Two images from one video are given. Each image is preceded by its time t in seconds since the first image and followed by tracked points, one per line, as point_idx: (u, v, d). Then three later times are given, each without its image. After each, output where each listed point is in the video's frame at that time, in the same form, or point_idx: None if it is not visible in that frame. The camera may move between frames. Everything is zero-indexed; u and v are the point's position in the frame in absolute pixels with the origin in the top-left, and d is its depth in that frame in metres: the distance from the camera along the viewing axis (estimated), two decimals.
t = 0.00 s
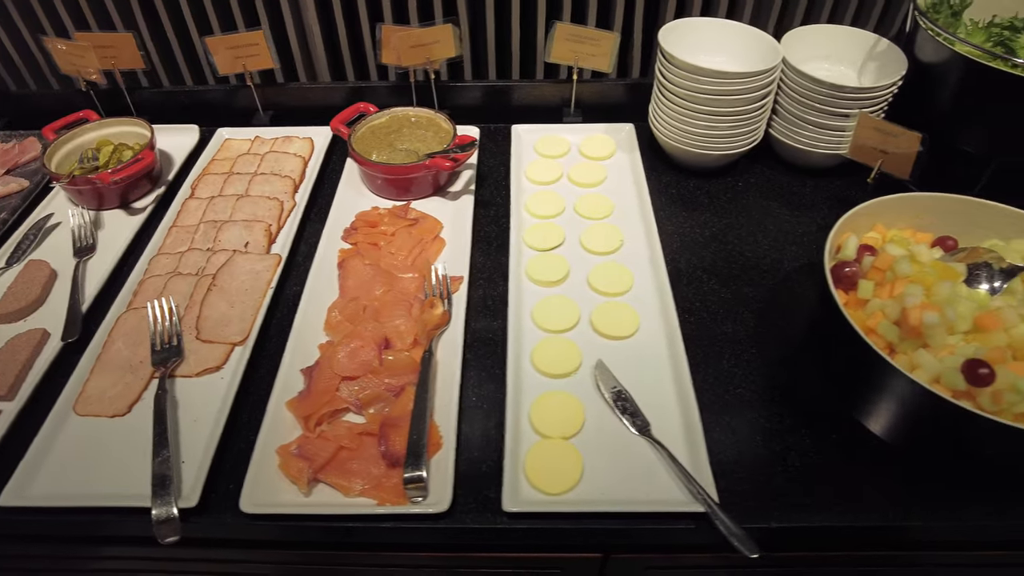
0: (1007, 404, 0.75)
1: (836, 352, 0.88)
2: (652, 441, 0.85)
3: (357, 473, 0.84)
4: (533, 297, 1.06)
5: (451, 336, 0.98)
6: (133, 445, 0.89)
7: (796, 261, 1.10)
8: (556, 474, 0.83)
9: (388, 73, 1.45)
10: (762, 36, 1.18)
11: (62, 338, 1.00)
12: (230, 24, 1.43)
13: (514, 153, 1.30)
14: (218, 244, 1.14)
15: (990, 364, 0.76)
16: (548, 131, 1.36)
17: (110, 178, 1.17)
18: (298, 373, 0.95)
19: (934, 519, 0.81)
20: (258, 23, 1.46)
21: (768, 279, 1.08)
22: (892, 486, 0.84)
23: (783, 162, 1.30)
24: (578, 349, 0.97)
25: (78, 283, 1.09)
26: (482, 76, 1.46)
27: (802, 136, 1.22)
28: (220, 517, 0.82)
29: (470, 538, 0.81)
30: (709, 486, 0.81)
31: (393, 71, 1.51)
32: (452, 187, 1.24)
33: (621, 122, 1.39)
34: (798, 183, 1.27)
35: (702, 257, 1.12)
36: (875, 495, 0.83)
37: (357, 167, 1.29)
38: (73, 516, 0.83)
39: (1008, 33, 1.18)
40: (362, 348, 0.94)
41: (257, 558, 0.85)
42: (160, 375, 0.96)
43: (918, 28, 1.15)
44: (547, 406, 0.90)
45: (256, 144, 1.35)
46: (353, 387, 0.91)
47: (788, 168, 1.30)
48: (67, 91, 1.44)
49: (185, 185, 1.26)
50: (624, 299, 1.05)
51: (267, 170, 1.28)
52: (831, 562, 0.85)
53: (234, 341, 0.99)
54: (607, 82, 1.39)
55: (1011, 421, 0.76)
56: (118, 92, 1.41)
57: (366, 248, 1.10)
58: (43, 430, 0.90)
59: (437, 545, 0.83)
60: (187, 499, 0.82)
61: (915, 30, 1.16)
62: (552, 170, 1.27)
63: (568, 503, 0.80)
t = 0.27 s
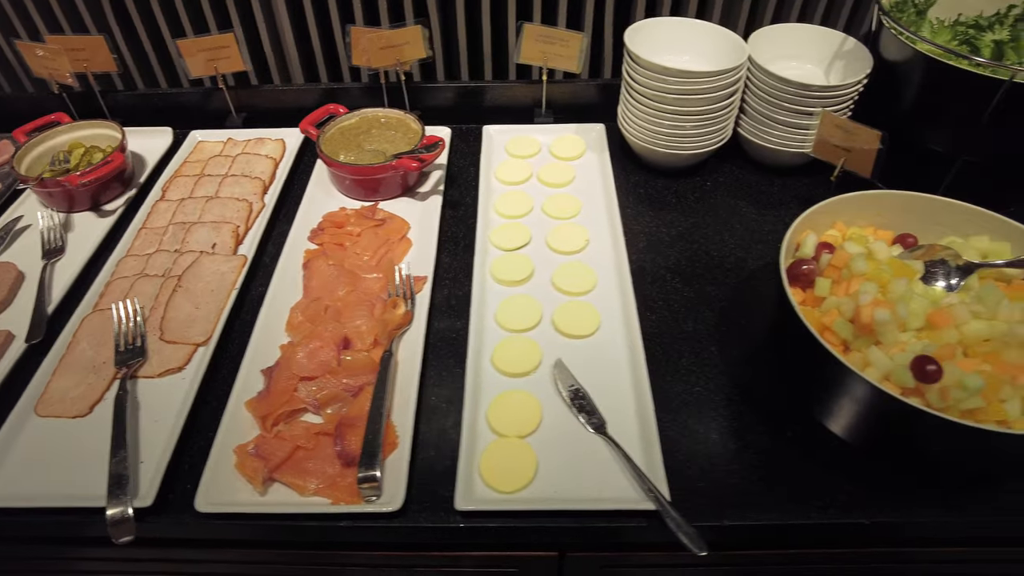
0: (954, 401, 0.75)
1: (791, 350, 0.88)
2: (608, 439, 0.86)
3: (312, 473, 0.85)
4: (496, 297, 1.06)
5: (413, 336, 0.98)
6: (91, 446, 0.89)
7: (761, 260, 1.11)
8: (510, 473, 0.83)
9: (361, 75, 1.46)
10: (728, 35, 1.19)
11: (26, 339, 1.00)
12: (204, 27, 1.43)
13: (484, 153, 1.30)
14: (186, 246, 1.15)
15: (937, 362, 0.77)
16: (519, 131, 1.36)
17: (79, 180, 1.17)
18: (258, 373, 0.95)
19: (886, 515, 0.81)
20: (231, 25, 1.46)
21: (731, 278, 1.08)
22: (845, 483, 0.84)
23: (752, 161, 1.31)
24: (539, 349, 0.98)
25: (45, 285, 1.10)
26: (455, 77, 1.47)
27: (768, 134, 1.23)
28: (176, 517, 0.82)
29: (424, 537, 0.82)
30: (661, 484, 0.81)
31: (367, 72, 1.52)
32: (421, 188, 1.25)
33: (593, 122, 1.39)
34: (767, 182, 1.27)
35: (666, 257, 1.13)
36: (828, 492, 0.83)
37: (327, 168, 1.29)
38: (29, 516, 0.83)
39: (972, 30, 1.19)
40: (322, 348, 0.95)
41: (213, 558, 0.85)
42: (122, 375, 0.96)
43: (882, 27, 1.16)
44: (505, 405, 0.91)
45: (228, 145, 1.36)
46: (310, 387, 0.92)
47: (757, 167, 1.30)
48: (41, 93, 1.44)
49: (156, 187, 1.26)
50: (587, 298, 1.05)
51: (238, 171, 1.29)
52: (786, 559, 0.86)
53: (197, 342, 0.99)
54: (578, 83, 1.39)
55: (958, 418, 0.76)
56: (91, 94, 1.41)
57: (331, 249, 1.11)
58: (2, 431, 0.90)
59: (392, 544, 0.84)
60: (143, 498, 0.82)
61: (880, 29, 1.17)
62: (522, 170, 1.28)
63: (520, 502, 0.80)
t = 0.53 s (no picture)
0: (893, 402, 0.76)
1: (738, 352, 0.89)
2: (556, 445, 0.86)
3: (261, 483, 0.85)
4: (452, 302, 1.06)
5: (366, 343, 0.98)
6: (41, 459, 0.89)
7: (716, 263, 1.12)
8: (457, 480, 0.83)
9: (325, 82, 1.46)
10: (685, 39, 1.19)
11: None
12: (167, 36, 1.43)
13: (446, 158, 1.30)
14: (144, 256, 1.14)
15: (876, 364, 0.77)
16: (482, 136, 1.36)
17: (36, 191, 1.17)
18: (212, 384, 0.95)
19: (831, 516, 0.81)
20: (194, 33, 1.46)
21: (686, 282, 1.09)
22: (792, 484, 0.85)
23: (712, 164, 1.31)
24: (492, 355, 0.98)
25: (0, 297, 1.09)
26: (419, 82, 1.47)
27: (725, 137, 1.23)
28: (123, 529, 0.82)
29: (372, 545, 0.82)
30: (607, 490, 0.81)
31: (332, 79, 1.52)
32: (382, 195, 1.25)
33: (555, 127, 1.40)
34: (726, 184, 1.28)
35: (621, 261, 1.14)
36: (776, 494, 0.84)
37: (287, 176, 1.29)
38: None
39: (926, 32, 1.20)
40: (272, 358, 0.96)
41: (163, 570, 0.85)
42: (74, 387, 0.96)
43: (836, 30, 1.17)
44: (455, 412, 0.91)
45: (191, 154, 1.35)
46: (260, 397, 0.92)
47: (718, 170, 1.31)
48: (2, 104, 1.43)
49: (116, 197, 1.26)
50: (542, 304, 1.05)
51: (199, 180, 1.28)
52: (735, 561, 0.86)
53: (152, 352, 0.99)
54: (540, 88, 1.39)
55: (896, 418, 0.77)
56: (52, 104, 1.41)
57: (288, 257, 1.11)
58: None
59: (341, 552, 0.84)
60: (89, 511, 0.81)
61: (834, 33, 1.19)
62: (483, 175, 1.28)
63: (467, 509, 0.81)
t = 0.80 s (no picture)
0: (817, 405, 0.76)
1: (673, 356, 0.90)
2: (490, 453, 0.86)
3: (191, 494, 0.84)
4: (394, 309, 1.06)
5: (303, 352, 0.98)
6: None
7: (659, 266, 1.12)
8: (389, 490, 0.83)
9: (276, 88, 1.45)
10: (629, 41, 1.19)
11: None
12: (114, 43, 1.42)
13: (396, 162, 1.30)
14: (86, 266, 1.13)
15: (801, 367, 0.78)
16: (434, 140, 1.36)
17: None
18: (147, 396, 0.94)
19: (759, 518, 0.82)
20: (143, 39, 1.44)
21: (629, 286, 1.10)
22: (723, 486, 0.85)
23: (661, 167, 1.32)
24: (431, 362, 0.98)
25: None
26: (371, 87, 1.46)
27: (668, 138, 1.24)
28: (50, 546, 0.81)
29: (303, 557, 0.81)
30: (537, 498, 0.82)
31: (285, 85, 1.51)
32: (328, 201, 1.25)
33: (507, 131, 1.39)
34: (674, 186, 1.29)
35: (566, 265, 1.14)
36: (707, 497, 0.84)
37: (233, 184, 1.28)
38: None
39: (868, 33, 1.21)
40: (208, 368, 0.95)
41: None
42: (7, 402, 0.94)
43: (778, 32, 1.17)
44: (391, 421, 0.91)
45: (139, 162, 1.33)
46: (195, 408, 0.92)
47: (667, 172, 1.31)
48: None
49: (61, 207, 1.25)
50: (484, 310, 1.05)
51: (146, 189, 1.26)
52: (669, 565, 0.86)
53: (88, 365, 0.97)
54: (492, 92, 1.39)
55: (822, 422, 0.77)
56: None
57: (229, 267, 1.12)
58: None
59: (273, 563, 0.84)
60: (14, 528, 0.80)
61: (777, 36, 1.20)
62: (431, 180, 1.27)
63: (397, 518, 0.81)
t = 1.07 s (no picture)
0: (732, 411, 0.77)
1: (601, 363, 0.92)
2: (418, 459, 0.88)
3: (122, 502, 0.85)
4: (334, 317, 1.07)
5: (241, 361, 1.00)
6: None
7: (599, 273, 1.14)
8: (316, 498, 0.85)
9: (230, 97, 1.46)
10: (572, 50, 1.21)
11: None
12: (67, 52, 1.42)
13: (346, 170, 1.31)
14: (31, 276, 1.14)
15: (716, 373, 0.79)
16: (385, 148, 1.37)
17: None
18: (85, 406, 0.95)
19: (679, 522, 0.84)
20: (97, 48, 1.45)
21: (569, 292, 1.11)
22: (647, 489, 0.87)
23: (609, 174, 1.34)
24: (367, 370, 1.00)
25: None
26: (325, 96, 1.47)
27: (610, 146, 1.26)
28: None
29: (232, 564, 0.83)
30: (461, 505, 0.83)
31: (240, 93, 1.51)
32: (276, 210, 1.26)
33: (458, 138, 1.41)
34: (621, 193, 1.31)
35: (509, 272, 1.15)
36: (631, 501, 0.86)
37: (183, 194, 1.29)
38: None
39: (807, 42, 1.23)
40: (145, 377, 0.96)
41: None
42: None
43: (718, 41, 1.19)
44: (323, 430, 0.92)
45: (91, 172, 1.34)
46: (130, 417, 0.92)
47: (615, 179, 1.33)
48: None
49: (10, 217, 1.25)
50: (424, 317, 1.07)
51: (97, 200, 1.26)
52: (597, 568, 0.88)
53: (27, 375, 0.98)
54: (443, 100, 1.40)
55: (736, 429, 0.78)
56: None
57: (173, 275, 1.13)
58: None
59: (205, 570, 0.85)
60: None
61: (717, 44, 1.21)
62: (380, 187, 1.29)
63: (322, 525, 0.82)
